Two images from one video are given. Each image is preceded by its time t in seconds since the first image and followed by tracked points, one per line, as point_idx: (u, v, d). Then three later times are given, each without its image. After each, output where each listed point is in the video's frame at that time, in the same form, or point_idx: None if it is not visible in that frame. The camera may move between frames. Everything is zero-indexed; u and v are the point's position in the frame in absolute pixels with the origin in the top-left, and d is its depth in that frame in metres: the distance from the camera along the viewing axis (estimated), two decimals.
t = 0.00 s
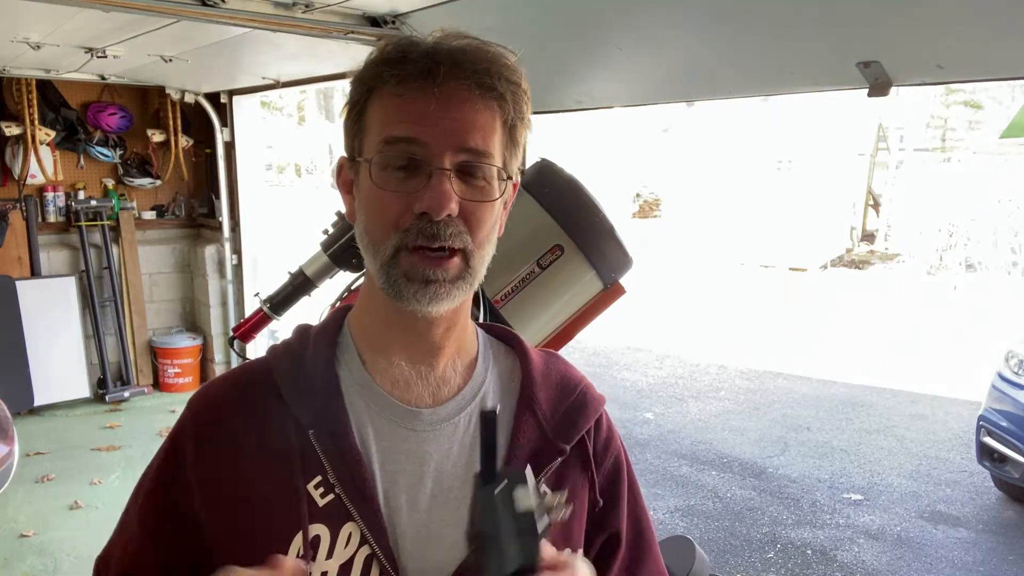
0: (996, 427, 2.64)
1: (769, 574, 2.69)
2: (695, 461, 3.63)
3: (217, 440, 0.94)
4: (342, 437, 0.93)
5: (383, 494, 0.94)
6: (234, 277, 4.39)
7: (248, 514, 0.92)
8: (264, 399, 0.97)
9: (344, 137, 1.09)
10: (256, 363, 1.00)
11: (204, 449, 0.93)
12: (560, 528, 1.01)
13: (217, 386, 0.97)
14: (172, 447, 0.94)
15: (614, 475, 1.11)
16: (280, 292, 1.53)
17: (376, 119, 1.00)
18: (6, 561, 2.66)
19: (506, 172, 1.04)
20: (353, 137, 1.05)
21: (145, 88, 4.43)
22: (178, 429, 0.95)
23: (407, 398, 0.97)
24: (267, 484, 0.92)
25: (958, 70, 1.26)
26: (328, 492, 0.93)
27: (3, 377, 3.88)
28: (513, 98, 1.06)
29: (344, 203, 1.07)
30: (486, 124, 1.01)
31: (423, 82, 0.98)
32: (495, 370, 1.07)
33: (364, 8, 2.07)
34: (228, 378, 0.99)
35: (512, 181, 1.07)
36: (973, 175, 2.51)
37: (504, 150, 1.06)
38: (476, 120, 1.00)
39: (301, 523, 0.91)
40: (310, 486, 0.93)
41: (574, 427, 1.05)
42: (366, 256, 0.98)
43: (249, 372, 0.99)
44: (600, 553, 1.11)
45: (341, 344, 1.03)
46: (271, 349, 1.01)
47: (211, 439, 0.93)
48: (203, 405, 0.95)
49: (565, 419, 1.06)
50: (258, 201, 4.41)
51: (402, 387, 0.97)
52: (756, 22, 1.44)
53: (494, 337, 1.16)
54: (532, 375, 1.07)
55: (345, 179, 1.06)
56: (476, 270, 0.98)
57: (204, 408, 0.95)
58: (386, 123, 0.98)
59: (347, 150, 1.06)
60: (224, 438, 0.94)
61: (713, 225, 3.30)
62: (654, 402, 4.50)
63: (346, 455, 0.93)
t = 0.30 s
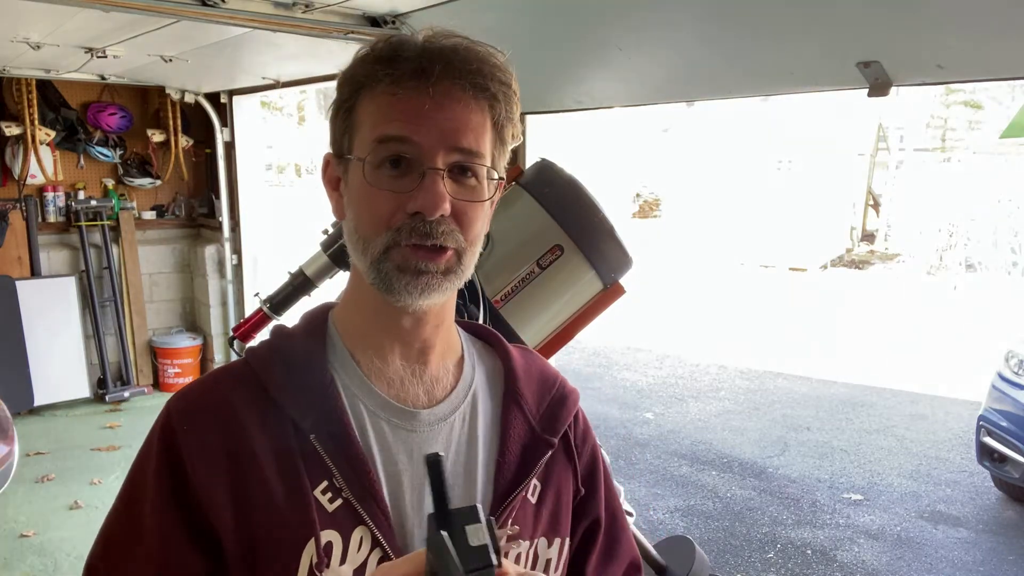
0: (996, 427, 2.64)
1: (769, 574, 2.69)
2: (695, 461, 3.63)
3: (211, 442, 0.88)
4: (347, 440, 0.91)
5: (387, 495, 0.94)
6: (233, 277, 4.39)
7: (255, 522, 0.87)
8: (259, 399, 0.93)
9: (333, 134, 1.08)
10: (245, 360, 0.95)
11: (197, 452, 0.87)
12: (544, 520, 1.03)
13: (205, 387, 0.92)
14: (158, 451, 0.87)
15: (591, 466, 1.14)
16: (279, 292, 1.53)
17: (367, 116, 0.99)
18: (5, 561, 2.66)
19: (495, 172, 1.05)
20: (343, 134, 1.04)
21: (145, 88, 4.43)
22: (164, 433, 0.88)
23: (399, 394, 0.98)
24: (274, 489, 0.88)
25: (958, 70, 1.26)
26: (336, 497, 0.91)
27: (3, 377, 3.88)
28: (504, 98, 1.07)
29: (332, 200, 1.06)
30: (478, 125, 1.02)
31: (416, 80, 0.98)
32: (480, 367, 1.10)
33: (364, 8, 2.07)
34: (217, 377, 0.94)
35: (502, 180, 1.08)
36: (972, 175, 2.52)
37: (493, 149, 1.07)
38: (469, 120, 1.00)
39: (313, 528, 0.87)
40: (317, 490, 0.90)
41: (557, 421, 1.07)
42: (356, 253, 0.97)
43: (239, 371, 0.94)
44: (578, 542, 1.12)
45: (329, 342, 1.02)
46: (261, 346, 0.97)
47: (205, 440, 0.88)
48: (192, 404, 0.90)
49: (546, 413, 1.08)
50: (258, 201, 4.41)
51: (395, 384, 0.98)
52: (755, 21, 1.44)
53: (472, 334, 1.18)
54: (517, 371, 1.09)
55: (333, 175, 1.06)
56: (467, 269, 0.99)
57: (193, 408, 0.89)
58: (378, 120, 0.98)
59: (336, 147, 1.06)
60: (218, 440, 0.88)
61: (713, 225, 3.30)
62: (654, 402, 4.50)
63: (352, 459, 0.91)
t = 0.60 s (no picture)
0: (996, 428, 2.64)
1: (768, 574, 2.69)
2: (695, 461, 3.63)
3: (205, 446, 0.84)
4: (345, 443, 0.89)
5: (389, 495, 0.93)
6: (233, 277, 4.39)
7: (257, 532, 0.83)
8: (248, 402, 0.89)
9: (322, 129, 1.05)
10: (230, 364, 0.92)
11: (191, 458, 0.82)
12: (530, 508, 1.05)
13: (190, 393, 0.88)
14: (142, 463, 0.82)
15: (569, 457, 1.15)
16: (279, 292, 1.53)
17: (372, 119, 0.98)
18: (6, 562, 2.66)
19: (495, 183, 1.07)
20: (338, 131, 1.01)
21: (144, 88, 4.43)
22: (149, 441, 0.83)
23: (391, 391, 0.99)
24: (273, 497, 0.84)
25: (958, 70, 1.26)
26: (340, 503, 0.88)
27: (3, 377, 3.88)
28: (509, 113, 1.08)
29: (321, 198, 1.03)
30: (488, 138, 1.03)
31: (427, 84, 0.97)
32: (460, 365, 1.11)
33: (364, 8, 2.06)
34: (202, 384, 0.89)
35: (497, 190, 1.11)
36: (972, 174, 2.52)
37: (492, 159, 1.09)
38: (481, 133, 1.01)
39: (322, 534, 0.84)
40: (320, 496, 0.87)
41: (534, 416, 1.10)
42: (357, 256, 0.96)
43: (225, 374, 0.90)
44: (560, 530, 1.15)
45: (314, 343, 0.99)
46: (243, 350, 0.93)
47: (198, 445, 0.83)
48: (179, 411, 0.85)
49: (524, 409, 1.10)
50: (258, 201, 4.41)
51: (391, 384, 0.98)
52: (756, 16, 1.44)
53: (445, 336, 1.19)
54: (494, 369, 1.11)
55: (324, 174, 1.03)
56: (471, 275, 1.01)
57: (181, 415, 0.85)
58: (391, 125, 0.96)
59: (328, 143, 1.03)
60: (212, 446, 0.84)
61: (714, 225, 3.30)
62: (654, 402, 4.50)
63: (352, 462, 0.89)
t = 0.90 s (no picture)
0: (996, 427, 2.65)
1: (769, 574, 2.68)
2: (695, 461, 3.63)
3: (132, 495, 0.68)
4: (280, 473, 0.82)
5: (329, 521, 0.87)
6: (233, 277, 4.39)
7: None
8: (169, 436, 0.74)
9: (324, 141, 0.85)
10: (138, 388, 0.75)
11: (116, 512, 0.67)
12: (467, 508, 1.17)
13: (91, 431, 0.70)
14: (47, 527, 0.63)
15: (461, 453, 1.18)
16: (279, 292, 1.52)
17: (414, 173, 0.86)
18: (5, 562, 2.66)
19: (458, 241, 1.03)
20: (356, 159, 0.84)
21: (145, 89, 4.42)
22: (55, 497, 0.65)
23: (329, 421, 0.93)
24: (218, 541, 0.73)
25: (956, 69, 1.28)
26: (287, 540, 0.80)
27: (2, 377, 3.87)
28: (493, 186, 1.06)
29: (302, 217, 0.84)
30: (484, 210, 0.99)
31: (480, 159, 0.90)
32: (361, 382, 1.05)
33: (363, 8, 2.04)
34: (103, 417, 0.72)
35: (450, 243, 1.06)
36: (970, 174, 2.53)
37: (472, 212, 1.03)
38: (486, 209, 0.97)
39: None
40: (266, 536, 0.78)
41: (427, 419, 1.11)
42: (356, 313, 0.84)
43: (136, 402, 0.74)
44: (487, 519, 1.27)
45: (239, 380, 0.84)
46: (151, 372, 0.77)
47: (124, 495, 0.68)
48: (86, 453, 0.68)
49: (421, 414, 1.11)
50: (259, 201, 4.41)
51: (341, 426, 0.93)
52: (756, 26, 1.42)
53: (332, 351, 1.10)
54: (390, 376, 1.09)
55: (318, 199, 0.84)
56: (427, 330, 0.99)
57: (91, 457, 0.68)
58: (429, 187, 0.86)
59: (338, 165, 0.85)
60: (139, 491, 0.69)
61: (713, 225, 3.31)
62: (654, 402, 4.49)
63: (293, 493, 0.82)
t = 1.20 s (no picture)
0: (996, 427, 2.65)
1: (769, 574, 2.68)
2: (695, 461, 3.63)
3: (110, 541, 0.65)
4: (240, 499, 0.84)
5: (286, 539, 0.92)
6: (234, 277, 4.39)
7: None
8: (126, 474, 0.72)
9: (310, 177, 0.84)
10: (87, 426, 0.71)
11: (99, 562, 0.63)
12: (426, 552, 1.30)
13: (45, 476, 0.65)
14: None
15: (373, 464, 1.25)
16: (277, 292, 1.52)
17: (395, 215, 0.91)
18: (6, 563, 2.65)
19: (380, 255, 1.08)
20: (343, 202, 0.86)
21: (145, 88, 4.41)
22: (32, 555, 0.60)
23: (271, 438, 0.97)
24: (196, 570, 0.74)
25: (956, 69, 1.28)
26: (254, 566, 0.81)
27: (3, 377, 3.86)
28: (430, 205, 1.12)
29: (281, 250, 0.83)
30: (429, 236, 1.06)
31: (450, 202, 0.98)
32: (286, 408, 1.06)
33: (364, 9, 2.04)
34: (53, 459, 0.67)
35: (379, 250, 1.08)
36: (969, 174, 2.53)
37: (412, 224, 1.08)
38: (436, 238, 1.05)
39: None
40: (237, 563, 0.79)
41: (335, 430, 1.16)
42: (327, 346, 0.88)
43: (89, 441, 0.70)
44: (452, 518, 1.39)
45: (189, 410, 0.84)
46: (96, 407, 0.74)
47: (105, 543, 0.65)
48: (49, 502, 0.64)
49: (332, 429, 1.14)
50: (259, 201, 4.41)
51: (283, 443, 0.98)
52: (755, 29, 1.42)
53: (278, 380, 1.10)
54: (304, 395, 1.13)
55: (303, 237, 0.84)
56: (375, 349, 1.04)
57: (56, 505, 0.64)
58: (403, 230, 0.92)
59: (325, 205, 0.85)
60: (115, 535, 0.66)
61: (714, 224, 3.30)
62: (654, 402, 4.48)
63: (254, 518, 0.84)
